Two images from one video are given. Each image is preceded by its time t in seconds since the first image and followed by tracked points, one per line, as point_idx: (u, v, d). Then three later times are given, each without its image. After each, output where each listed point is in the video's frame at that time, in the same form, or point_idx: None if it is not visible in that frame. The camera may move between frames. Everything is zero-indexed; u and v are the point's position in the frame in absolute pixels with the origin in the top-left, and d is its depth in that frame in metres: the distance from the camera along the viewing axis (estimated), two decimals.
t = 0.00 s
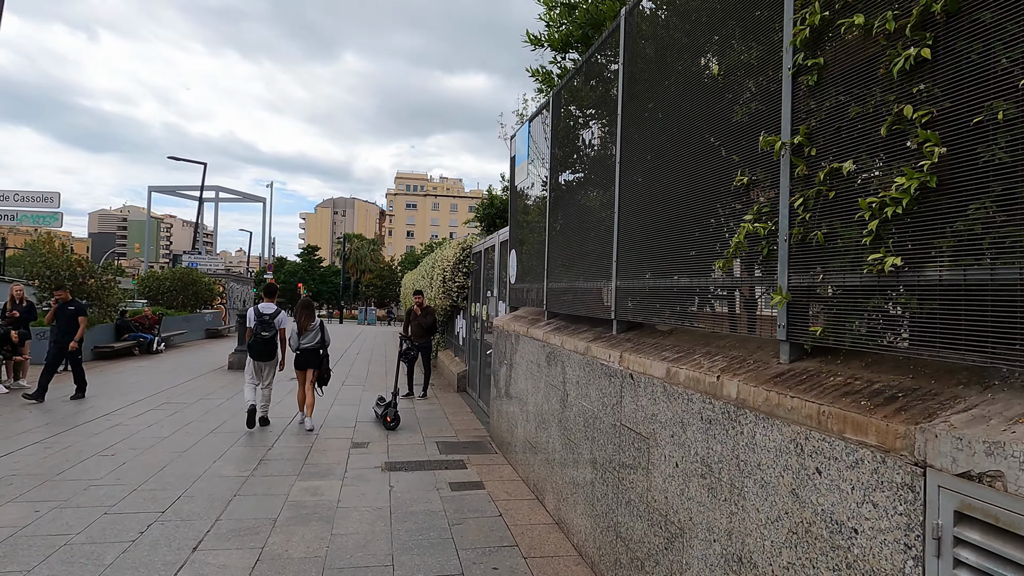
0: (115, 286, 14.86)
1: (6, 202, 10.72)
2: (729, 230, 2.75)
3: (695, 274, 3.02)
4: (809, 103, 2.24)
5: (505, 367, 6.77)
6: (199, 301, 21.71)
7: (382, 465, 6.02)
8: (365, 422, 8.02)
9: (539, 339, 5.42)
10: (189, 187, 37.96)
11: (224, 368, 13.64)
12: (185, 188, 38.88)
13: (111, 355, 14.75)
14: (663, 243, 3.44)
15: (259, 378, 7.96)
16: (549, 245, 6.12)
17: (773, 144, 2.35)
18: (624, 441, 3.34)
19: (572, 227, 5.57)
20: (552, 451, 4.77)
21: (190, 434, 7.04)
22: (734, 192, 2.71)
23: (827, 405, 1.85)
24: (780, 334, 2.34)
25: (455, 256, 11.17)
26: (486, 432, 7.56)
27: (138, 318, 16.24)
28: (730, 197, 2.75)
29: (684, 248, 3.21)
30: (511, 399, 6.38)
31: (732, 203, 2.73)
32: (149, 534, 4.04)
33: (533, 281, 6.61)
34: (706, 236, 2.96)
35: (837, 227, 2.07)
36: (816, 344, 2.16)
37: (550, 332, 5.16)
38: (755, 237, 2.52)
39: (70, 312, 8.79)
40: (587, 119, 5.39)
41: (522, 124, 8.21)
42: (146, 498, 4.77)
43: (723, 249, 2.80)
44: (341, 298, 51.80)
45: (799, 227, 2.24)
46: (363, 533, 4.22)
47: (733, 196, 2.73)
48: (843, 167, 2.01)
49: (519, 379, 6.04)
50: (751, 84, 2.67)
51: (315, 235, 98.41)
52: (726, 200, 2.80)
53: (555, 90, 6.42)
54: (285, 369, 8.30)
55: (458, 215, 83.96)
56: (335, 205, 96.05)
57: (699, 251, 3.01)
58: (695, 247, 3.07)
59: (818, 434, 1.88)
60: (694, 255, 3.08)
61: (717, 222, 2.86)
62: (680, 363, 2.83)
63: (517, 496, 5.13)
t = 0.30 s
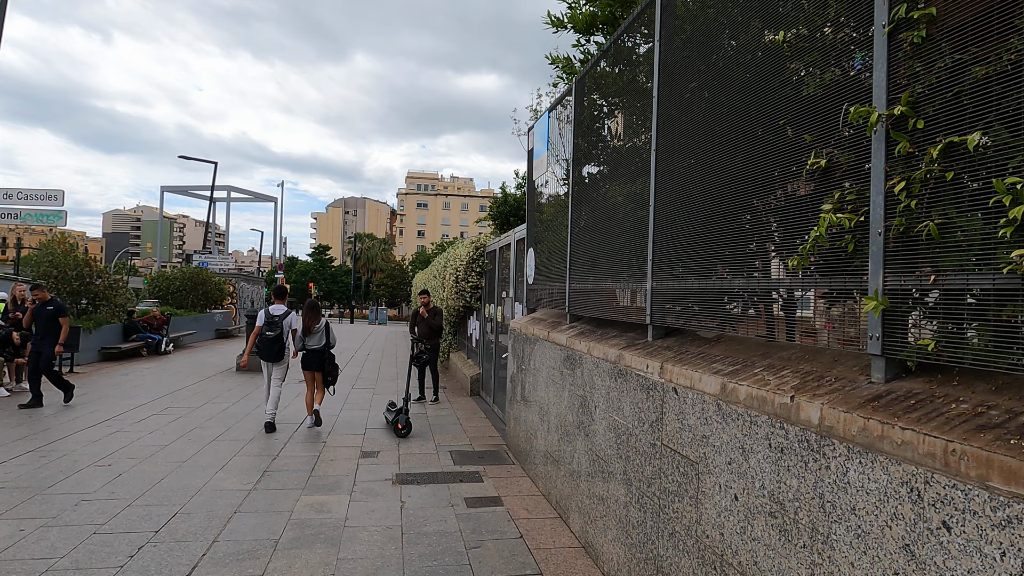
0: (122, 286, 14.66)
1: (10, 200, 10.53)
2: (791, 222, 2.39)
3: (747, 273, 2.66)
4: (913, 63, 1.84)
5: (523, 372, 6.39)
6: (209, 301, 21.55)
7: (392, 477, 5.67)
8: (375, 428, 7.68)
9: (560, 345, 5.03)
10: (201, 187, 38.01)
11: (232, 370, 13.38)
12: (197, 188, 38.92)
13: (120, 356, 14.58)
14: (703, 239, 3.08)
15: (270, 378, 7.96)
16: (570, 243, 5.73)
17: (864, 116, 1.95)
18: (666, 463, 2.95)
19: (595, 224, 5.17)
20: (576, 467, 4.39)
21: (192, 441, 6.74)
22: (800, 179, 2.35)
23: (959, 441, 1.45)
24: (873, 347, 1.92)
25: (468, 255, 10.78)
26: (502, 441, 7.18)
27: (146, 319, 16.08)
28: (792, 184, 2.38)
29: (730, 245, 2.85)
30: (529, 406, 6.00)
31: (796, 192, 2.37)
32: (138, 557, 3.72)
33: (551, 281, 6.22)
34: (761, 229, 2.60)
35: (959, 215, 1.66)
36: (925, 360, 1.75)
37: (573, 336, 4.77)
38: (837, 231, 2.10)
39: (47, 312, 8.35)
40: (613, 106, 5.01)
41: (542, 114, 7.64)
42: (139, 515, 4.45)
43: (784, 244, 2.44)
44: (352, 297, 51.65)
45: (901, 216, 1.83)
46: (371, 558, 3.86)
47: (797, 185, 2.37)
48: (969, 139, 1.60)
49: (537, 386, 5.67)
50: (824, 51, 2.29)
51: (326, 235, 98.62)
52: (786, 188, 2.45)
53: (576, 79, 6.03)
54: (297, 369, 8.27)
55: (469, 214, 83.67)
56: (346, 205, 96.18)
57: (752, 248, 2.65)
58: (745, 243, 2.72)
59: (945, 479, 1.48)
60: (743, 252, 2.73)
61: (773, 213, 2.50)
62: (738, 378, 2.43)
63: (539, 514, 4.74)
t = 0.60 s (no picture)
0: (129, 285, 14.46)
1: (14, 197, 10.33)
2: (851, 208, 2.17)
3: (797, 265, 2.43)
4: None
5: (542, 375, 6.03)
6: (217, 301, 21.37)
7: (404, 486, 5.34)
8: (385, 433, 7.35)
9: (585, 346, 4.68)
10: (210, 187, 37.96)
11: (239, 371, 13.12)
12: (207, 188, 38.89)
13: (126, 356, 14.37)
14: (744, 229, 2.85)
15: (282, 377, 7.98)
16: (595, 238, 5.36)
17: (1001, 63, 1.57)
18: (721, 483, 2.58)
19: (623, 217, 4.79)
20: (606, 479, 4.02)
21: (196, 446, 6.45)
22: (862, 161, 2.13)
23: None
24: (1011, 351, 1.55)
25: (481, 253, 10.42)
26: (519, 447, 6.82)
27: (153, 318, 15.88)
28: (864, 163, 2.11)
29: (778, 235, 2.63)
30: (549, 412, 5.64)
31: (858, 175, 2.15)
32: None
33: (573, 278, 5.86)
34: (814, 217, 2.39)
35: None
36: None
37: (600, 337, 4.41)
38: (958, 209, 1.70)
39: (31, 311, 8.07)
40: (644, 89, 4.65)
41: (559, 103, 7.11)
42: (133, 529, 4.14)
43: (842, 233, 2.21)
44: (361, 298, 51.47)
45: None
46: None
47: (859, 167, 2.15)
48: None
49: (559, 390, 5.30)
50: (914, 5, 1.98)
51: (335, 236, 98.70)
52: (844, 171, 2.23)
53: (600, 63, 5.66)
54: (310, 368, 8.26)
55: (478, 214, 83.39)
56: (355, 205, 96.26)
57: (804, 238, 2.43)
58: (796, 232, 2.49)
59: None
60: (794, 242, 2.49)
61: (840, 196, 2.23)
62: (818, 386, 2.05)
63: (564, 529, 4.38)
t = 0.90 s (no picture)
0: (136, 286, 14.24)
1: (17, 196, 10.10)
2: (905, 203, 2.03)
3: (856, 269, 2.22)
4: None
5: (563, 384, 5.66)
6: (226, 302, 21.18)
7: (417, 503, 4.99)
8: (396, 443, 7.01)
9: (613, 355, 4.30)
10: (220, 188, 37.99)
11: (247, 374, 12.84)
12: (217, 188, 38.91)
13: (133, 358, 14.16)
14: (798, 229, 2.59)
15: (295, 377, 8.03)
16: (621, 238, 4.99)
17: None
18: (791, 523, 2.21)
19: (654, 215, 4.41)
20: (640, 503, 3.65)
21: (198, 456, 6.15)
22: (916, 153, 2.00)
23: None
24: None
25: (495, 254, 10.05)
26: (537, 459, 6.46)
27: (161, 320, 15.68)
28: (953, 148, 1.86)
29: (820, 235, 2.47)
30: (571, 423, 5.28)
31: (913, 167, 2.01)
32: None
33: (595, 281, 5.49)
34: (861, 215, 2.24)
35: None
36: None
37: (631, 346, 4.04)
38: None
39: (7, 316, 7.76)
40: (678, 76, 4.27)
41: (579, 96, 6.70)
42: (126, 554, 3.82)
43: (910, 232, 2.00)
44: (371, 298, 51.27)
45: None
46: None
47: (913, 159, 2.01)
48: None
49: (583, 401, 4.94)
50: None
51: (345, 236, 98.88)
52: (894, 165, 2.10)
53: (627, 50, 5.27)
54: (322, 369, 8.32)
55: (488, 214, 83.07)
56: (365, 206, 96.40)
57: (851, 237, 2.28)
58: (861, 230, 2.23)
59: None
60: (860, 243, 2.23)
61: (918, 187, 1.98)
62: (928, 418, 1.68)
63: (593, 555, 4.02)
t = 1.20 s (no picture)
0: (140, 286, 13.99)
1: (16, 193, 9.85)
2: (967, 183, 1.83)
3: (917, 262, 1.99)
4: None
5: (582, 387, 5.28)
6: (233, 302, 20.96)
7: (426, 517, 4.62)
8: (404, 448, 6.65)
9: (641, 357, 3.91)
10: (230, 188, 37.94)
11: (252, 375, 12.54)
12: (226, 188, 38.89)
13: (137, 359, 13.92)
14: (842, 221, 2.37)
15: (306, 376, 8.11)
16: (648, 230, 4.59)
17: None
18: (880, 563, 1.82)
19: (685, 205, 4.03)
20: (675, 523, 3.26)
21: (196, 463, 5.83)
22: (978, 128, 1.81)
23: None
24: None
25: (507, 251, 9.66)
26: (554, 467, 6.08)
27: (166, 320, 15.46)
28: None
29: (865, 222, 2.27)
30: (592, 431, 4.89)
31: (975, 141, 1.82)
32: None
33: (617, 277, 5.10)
34: (913, 201, 2.04)
35: None
36: None
37: (663, 346, 3.65)
38: None
39: None
40: (712, 48, 3.87)
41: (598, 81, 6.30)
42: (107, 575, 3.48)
43: (983, 217, 1.78)
44: (380, 298, 51.04)
45: None
46: None
47: (975, 133, 1.82)
48: None
49: (606, 407, 4.55)
50: None
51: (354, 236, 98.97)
52: (951, 144, 1.90)
53: (652, 26, 4.87)
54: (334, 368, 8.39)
55: (497, 214, 82.76)
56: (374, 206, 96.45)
57: (902, 226, 2.07)
58: (918, 219, 2.01)
59: None
60: (918, 233, 2.01)
61: (992, 167, 1.76)
62: None
63: None
